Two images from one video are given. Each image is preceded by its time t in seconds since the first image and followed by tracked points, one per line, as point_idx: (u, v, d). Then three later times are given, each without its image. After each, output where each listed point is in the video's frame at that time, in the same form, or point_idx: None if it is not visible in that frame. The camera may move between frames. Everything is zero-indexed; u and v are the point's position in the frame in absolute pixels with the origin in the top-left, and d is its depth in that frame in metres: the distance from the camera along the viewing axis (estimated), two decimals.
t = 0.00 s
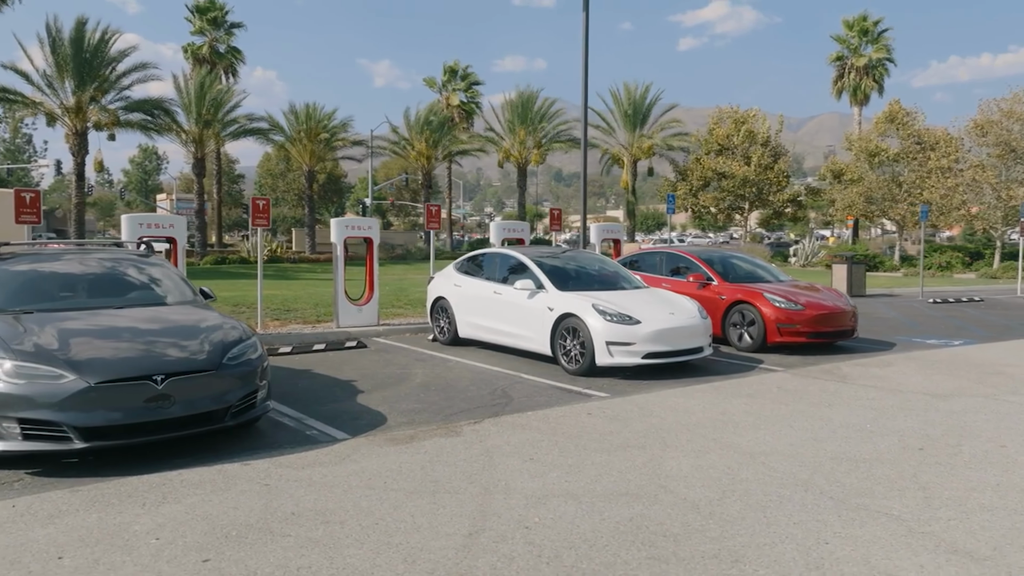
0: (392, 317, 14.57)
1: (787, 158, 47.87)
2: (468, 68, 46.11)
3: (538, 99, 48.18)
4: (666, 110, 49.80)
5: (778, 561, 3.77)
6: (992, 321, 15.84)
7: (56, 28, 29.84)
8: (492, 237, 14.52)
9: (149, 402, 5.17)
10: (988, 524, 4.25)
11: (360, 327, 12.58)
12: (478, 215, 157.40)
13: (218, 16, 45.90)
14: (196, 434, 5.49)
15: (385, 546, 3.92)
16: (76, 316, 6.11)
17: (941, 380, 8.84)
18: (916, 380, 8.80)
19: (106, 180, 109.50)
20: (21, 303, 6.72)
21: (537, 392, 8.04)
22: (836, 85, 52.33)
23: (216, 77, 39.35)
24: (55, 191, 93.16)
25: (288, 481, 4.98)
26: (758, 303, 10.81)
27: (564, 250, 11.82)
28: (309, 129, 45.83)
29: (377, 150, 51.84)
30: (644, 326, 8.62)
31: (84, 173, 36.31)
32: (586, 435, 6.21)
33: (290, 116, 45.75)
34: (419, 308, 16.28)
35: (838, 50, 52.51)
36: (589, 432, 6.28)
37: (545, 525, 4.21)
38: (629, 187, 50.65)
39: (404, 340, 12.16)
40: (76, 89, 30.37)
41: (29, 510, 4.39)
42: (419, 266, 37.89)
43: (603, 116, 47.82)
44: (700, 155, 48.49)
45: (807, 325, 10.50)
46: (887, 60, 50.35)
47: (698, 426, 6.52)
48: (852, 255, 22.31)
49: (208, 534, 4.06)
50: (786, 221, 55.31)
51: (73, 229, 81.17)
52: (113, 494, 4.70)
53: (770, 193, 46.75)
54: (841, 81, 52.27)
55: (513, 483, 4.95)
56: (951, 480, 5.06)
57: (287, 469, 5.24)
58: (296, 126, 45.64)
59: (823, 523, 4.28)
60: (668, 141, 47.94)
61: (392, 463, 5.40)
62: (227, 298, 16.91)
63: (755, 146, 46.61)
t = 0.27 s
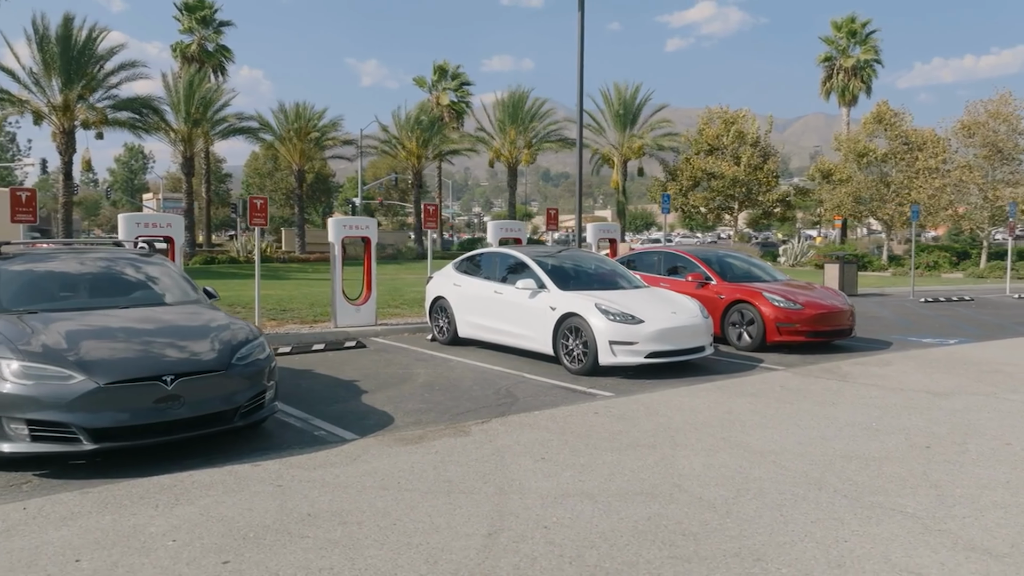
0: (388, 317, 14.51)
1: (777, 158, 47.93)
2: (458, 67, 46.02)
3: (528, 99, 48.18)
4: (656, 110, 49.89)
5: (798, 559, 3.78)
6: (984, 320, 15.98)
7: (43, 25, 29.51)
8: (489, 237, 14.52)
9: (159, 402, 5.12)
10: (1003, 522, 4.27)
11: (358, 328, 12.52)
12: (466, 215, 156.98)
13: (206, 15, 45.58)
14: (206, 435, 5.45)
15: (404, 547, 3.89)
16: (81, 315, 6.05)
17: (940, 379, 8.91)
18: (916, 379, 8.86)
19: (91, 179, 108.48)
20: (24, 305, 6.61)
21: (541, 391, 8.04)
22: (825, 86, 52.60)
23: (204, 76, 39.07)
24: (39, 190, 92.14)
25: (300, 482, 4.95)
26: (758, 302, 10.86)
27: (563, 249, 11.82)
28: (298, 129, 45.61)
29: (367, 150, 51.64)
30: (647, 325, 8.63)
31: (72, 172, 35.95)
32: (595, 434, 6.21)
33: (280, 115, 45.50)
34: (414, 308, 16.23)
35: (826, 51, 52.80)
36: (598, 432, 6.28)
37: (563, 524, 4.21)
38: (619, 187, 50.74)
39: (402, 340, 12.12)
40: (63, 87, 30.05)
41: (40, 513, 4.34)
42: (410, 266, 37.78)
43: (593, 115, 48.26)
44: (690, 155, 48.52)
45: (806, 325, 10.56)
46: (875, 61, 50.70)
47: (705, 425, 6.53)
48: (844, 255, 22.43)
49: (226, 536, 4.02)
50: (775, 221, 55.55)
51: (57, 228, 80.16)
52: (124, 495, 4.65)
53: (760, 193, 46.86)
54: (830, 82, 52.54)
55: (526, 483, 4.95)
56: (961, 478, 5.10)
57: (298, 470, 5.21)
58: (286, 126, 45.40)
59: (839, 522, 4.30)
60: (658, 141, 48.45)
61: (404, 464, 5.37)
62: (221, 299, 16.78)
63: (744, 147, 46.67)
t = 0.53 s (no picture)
0: (385, 317, 14.45)
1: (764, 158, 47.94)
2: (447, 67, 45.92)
3: (517, 99, 48.17)
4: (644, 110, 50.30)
5: (823, 557, 3.78)
6: (974, 319, 16.14)
7: (28, 22, 29.14)
8: (486, 236, 14.50)
9: (171, 403, 5.06)
10: (1020, 519, 4.31)
11: (356, 327, 12.46)
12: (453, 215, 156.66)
13: (193, 13, 45.22)
14: (218, 436, 5.40)
15: (428, 548, 3.87)
16: (87, 315, 5.97)
17: (939, 377, 8.98)
18: (916, 377, 8.94)
19: (74, 178, 107.29)
20: (28, 304, 6.47)
21: (547, 391, 8.03)
22: (812, 87, 52.93)
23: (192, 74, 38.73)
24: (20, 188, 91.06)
25: (315, 483, 4.90)
26: (757, 302, 10.91)
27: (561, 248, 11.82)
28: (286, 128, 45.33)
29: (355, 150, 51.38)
30: (650, 325, 8.65)
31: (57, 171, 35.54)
32: (606, 434, 6.21)
33: (268, 114, 45.23)
34: (410, 308, 16.16)
35: (813, 52, 53.14)
36: (608, 431, 6.27)
37: (586, 524, 4.20)
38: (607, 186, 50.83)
39: (401, 339, 12.07)
40: (48, 84, 29.69)
41: (55, 515, 4.28)
42: (399, 265, 37.63)
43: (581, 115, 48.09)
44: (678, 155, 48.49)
45: (805, 324, 10.62)
46: (860, 63, 51.11)
47: (714, 424, 6.55)
48: (834, 254, 22.59)
49: (247, 537, 3.98)
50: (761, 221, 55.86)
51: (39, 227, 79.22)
52: (139, 497, 4.59)
53: (748, 193, 46.90)
54: (816, 83, 52.88)
55: (543, 482, 4.93)
56: (973, 476, 5.13)
57: (312, 470, 5.17)
58: (273, 125, 45.14)
59: (859, 520, 4.32)
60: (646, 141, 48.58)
61: (418, 464, 5.34)
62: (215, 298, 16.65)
63: (732, 147, 46.68)
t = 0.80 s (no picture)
0: (382, 317, 14.39)
1: (753, 159, 47.42)
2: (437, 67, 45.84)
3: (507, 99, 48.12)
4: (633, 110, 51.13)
5: (844, 555, 3.79)
6: (967, 318, 16.27)
7: (13, 19, 28.78)
8: (483, 236, 14.49)
9: (182, 404, 5.01)
10: None
11: (354, 327, 12.41)
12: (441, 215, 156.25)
13: (181, 11, 44.89)
14: (227, 437, 5.35)
15: (450, 549, 3.85)
16: (93, 313, 5.92)
17: (939, 376, 9.06)
18: (916, 376, 8.99)
19: (58, 177, 106.11)
20: (31, 304, 6.34)
21: (551, 390, 8.02)
22: (800, 87, 53.17)
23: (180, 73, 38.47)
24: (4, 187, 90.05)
25: (329, 483, 4.86)
26: (756, 301, 10.96)
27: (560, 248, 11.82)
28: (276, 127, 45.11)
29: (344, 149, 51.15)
30: (653, 324, 8.67)
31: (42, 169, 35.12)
32: (616, 433, 6.20)
33: (257, 113, 44.96)
34: (406, 307, 16.13)
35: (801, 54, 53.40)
36: (617, 430, 6.27)
37: (605, 523, 4.19)
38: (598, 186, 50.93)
39: (400, 339, 12.02)
40: (34, 82, 29.35)
41: (69, 517, 4.23)
42: (389, 265, 37.52)
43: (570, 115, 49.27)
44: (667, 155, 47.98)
45: (804, 323, 10.68)
46: (848, 64, 51.41)
47: (722, 423, 6.56)
48: (826, 254, 22.71)
49: (267, 539, 3.95)
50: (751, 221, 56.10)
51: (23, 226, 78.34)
52: (151, 498, 4.56)
53: (737, 193, 46.52)
54: (805, 84, 53.13)
55: (558, 482, 4.92)
56: (984, 473, 5.17)
57: (325, 471, 5.14)
58: (263, 125, 44.87)
59: (875, 517, 4.34)
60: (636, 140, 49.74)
61: (431, 464, 5.32)
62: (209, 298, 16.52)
63: (721, 147, 46.22)
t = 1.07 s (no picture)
0: (379, 317, 14.33)
1: (740, 159, 47.60)
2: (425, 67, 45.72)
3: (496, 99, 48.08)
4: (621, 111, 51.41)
5: (869, 551, 3.81)
6: (958, 317, 16.42)
7: None
8: (479, 235, 14.45)
9: (196, 404, 4.97)
10: None
11: (351, 327, 12.34)
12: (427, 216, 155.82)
13: (167, 9, 44.51)
14: (241, 437, 5.31)
15: (476, 548, 3.83)
16: (101, 312, 5.85)
17: (938, 373, 9.14)
18: (917, 374, 9.07)
19: (39, 176, 104.84)
20: (34, 303, 6.16)
21: (557, 390, 8.01)
22: (787, 88, 53.49)
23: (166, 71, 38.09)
24: None
25: (346, 483, 4.83)
26: (755, 300, 11.00)
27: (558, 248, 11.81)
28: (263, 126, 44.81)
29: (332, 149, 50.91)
30: (657, 323, 8.69)
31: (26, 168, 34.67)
32: (627, 431, 6.20)
33: (244, 112, 44.64)
34: (401, 307, 16.05)
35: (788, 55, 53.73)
36: (628, 429, 6.27)
37: (629, 522, 4.19)
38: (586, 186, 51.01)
39: (398, 339, 11.97)
40: (18, 79, 28.97)
41: (86, 518, 4.18)
42: (379, 265, 37.32)
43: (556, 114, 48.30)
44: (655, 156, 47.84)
45: (803, 322, 10.75)
46: (834, 65, 51.81)
47: (731, 421, 6.58)
48: (817, 254, 22.86)
49: (290, 539, 3.92)
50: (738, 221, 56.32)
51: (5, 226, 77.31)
52: (168, 499, 4.50)
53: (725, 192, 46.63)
54: (791, 85, 53.47)
55: (576, 481, 4.92)
56: (996, 469, 5.21)
57: (340, 470, 5.11)
58: (250, 124, 44.58)
59: (895, 513, 4.36)
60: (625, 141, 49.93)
61: (446, 463, 5.30)
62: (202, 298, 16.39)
63: (709, 148, 46.31)
